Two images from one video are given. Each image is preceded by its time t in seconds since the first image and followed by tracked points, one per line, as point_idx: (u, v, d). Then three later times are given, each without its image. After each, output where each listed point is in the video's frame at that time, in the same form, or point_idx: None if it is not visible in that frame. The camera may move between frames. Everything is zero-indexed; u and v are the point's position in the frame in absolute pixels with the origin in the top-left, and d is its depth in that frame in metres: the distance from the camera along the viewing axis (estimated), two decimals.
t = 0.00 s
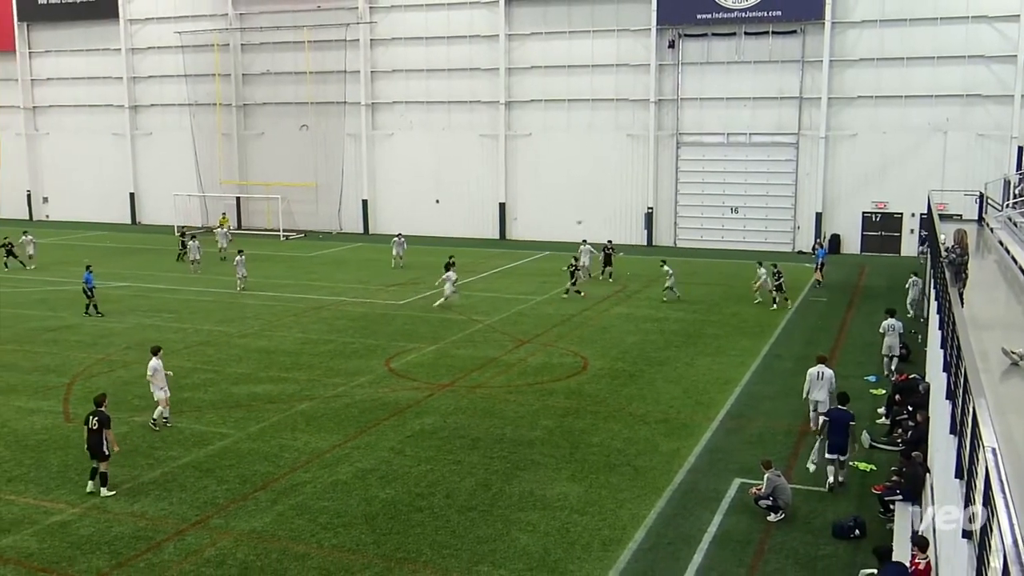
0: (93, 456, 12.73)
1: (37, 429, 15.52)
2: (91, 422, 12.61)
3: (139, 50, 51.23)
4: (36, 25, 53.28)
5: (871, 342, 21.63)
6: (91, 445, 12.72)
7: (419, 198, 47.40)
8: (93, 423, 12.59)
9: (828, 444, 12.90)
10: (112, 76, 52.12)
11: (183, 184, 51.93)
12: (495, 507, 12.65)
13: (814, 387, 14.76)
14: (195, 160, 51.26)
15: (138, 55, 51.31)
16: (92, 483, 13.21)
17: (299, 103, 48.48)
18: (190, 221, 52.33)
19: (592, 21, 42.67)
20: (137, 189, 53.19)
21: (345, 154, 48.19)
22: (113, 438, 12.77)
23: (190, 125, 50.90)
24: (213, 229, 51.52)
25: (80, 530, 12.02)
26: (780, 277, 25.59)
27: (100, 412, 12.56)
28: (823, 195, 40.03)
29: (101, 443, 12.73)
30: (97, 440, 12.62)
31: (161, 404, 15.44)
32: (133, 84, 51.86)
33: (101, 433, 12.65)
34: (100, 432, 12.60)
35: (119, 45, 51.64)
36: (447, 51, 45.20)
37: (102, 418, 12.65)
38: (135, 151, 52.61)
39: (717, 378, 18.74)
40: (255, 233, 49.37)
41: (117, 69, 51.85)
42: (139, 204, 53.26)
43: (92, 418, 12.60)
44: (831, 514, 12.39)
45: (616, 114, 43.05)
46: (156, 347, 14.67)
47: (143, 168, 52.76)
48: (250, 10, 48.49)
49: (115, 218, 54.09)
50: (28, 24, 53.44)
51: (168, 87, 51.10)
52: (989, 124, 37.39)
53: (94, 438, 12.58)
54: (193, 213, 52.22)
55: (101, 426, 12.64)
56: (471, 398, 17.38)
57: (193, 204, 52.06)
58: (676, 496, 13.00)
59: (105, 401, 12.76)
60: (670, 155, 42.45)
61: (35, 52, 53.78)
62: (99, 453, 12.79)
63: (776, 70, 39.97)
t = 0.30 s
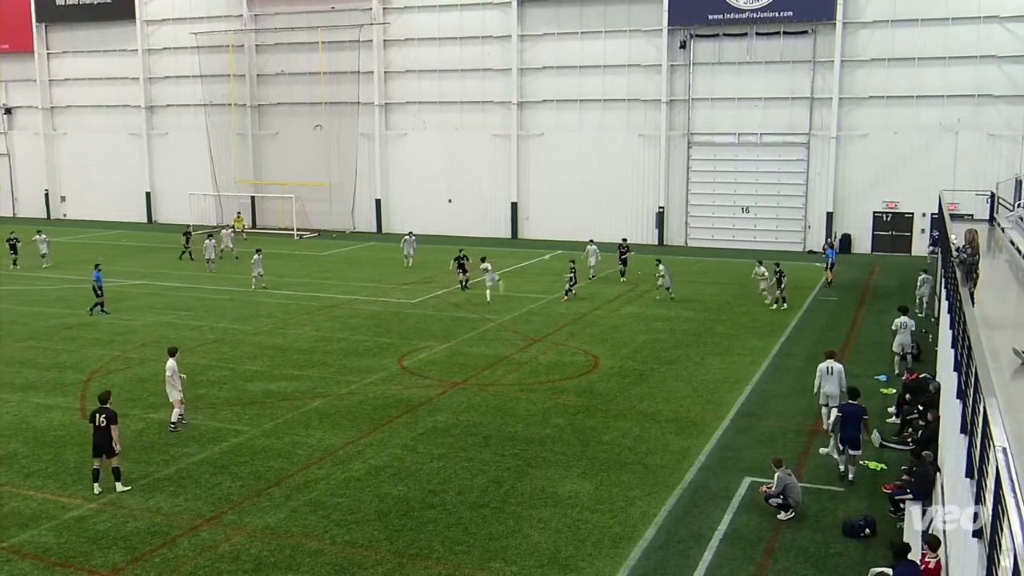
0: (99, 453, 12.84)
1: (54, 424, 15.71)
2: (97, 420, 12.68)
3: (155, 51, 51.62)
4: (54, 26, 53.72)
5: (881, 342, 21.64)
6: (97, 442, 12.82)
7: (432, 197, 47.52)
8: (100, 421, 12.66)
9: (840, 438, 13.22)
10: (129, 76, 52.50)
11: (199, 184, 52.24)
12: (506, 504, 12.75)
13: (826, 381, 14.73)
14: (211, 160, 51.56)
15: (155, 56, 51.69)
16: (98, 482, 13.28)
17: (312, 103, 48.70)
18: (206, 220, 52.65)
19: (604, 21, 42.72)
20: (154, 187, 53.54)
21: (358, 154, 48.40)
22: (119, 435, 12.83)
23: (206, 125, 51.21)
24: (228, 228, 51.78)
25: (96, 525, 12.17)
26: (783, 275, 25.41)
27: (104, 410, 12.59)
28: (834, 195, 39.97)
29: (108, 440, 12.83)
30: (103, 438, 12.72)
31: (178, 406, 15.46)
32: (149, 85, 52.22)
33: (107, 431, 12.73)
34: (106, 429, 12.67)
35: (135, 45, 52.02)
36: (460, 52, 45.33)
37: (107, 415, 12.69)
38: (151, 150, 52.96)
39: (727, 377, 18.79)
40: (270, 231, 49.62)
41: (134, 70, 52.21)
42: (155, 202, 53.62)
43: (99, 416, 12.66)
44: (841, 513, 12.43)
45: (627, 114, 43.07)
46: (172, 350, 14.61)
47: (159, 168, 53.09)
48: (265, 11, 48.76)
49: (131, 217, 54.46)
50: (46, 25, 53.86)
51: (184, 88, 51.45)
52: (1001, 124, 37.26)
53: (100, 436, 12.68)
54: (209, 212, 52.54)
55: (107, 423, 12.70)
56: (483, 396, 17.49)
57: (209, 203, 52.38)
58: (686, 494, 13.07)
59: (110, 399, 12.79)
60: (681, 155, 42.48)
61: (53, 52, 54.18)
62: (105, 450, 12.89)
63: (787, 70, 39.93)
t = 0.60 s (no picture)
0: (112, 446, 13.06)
1: (76, 420, 15.95)
2: (111, 415, 12.82)
3: (175, 52, 52.00)
4: (75, 27, 54.18)
5: (894, 341, 21.64)
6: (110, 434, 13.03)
7: (447, 196, 47.71)
8: (114, 415, 12.82)
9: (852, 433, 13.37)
10: (149, 77, 52.91)
11: (217, 183, 52.59)
12: (520, 500, 12.88)
13: (837, 377, 14.91)
14: (229, 160, 51.92)
15: (174, 57, 52.07)
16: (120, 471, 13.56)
17: (329, 103, 49.00)
18: (225, 219, 53.00)
19: (619, 22, 42.75)
20: (173, 186, 53.94)
21: (375, 154, 48.64)
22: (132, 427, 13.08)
23: (224, 125, 51.55)
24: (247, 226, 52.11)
25: (116, 519, 12.36)
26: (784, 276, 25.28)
27: (118, 405, 12.75)
28: (847, 194, 39.91)
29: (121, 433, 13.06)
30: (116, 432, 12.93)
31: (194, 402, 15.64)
32: (169, 86, 52.60)
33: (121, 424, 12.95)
34: (121, 423, 12.88)
35: (154, 47, 52.37)
36: (475, 53, 45.46)
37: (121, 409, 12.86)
38: (171, 150, 53.36)
39: (740, 375, 18.86)
40: (287, 230, 49.92)
41: (153, 70, 52.61)
42: (174, 201, 54.04)
43: (112, 410, 12.80)
44: (853, 511, 12.49)
45: (641, 114, 43.11)
46: (187, 345, 14.66)
47: (178, 167, 53.49)
48: (283, 12, 49.05)
49: (151, 216, 54.89)
50: (67, 26, 54.23)
51: (204, 89, 51.79)
52: (1015, 124, 37.09)
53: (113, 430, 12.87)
54: (228, 210, 52.89)
55: (121, 417, 12.90)
56: (497, 393, 17.62)
57: (228, 202, 52.73)
58: (699, 491, 13.17)
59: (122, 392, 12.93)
60: (695, 155, 42.48)
61: (74, 54, 54.60)
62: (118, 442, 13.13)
63: (801, 70, 39.86)
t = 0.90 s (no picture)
0: (132, 438, 13.29)
1: (99, 414, 16.21)
2: (131, 406, 13.19)
3: (197, 53, 52.42)
4: (99, 29, 54.72)
5: (908, 340, 21.64)
6: (128, 428, 13.26)
7: (463, 195, 47.91)
8: (134, 407, 13.21)
9: (863, 425, 13.59)
10: (171, 78, 53.38)
11: (237, 182, 52.96)
12: (535, 496, 13.03)
13: (854, 370, 15.17)
14: (250, 159, 52.30)
15: (197, 59, 52.50)
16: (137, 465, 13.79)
17: (348, 104, 49.32)
18: (245, 218, 53.40)
19: (634, 23, 42.77)
20: (194, 185, 54.39)
21: (393, 154, 48.95)
22: (152, 420, 13.42)
23: (245, 125, 51.94)
24: (267, 225, 52.50)
25: (138, 512, 12.59)
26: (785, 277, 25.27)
27: (138, 396, 13.18)
28: (860, 194, 39.86)
29: (140, 426, 13.32)
30: (136, 423, 13.21)
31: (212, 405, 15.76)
32: (191, 87, 53.04)
33: (141, 416, 13.28)
34: (141, 414, 13.23)
35: (177, 48, 52.79)
36: (492, 54, 45.63)
37: (141, 401, 13.27)
38: (192, 150, 53.80)
39: (753, 373, 18.95)
40: (306, 229, 50.28)
41: (175, 71, 53.05)
42: (196, 200, 54.52)
43: (133, 402, 13.20)
44: (866, 509, 12.58)
45: (656, 115, 43.16)
46: (196, 346, 14.92)
47: (199, 166, 53.93)
48: (303, 14, 49.39)
49: (172, 215, 55.40)
50: (92, 29, 54.79)
51: (225, 89, 52.19)
52: None
53: (134, 421, 13.16)
54: (248, 209, 53.30)
55: (141, 410, 13.27)
56: (512, 390, 17.79)
57: (248, 201, 53.13)
58: (712, 488, 13.29)
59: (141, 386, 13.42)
60: (709, 154, 42.51)
61: (99, 55, 55.13)
62: (136, 436, 13.36)
63: (815, 71, 39.82)
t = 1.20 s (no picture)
0: (152, 431, 13.57)
1: (126, 408, 16.55)
2: (152, 400, 13.44)
3: (222, 55, 52.93)
4: (126, 31, 55.36)
5: (923, 339, 21.68)
6: (149, 421, 13.53)
7: (482, 194, 48.16)
8: (154, 401, 13.46)
9: (881, 420, 13.88)
10: (197, 80, 53.97)
11: (260, 181, 53.47)
12: (552, 491, 13.23)
13: (871, 366, 15.46)
14: (273, 159, 52.77)
15: (221, 60, 53.02)
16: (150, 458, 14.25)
17: (369, 104, 49.67)
18: (268, 216, 53.94)
19: (652, 24, 42.80)
20: (219, 184, 54.97)
21: (413, 153, 49.29)
22: (171, 413, 13.68)
23: (268, 125, 52.39)
24: (290, 224, 52.99)
25: (164, 504, 12.87)
26: (789, 275, 25.28)
27: (158, 391, 13.41)
28: (876, 193, 39.76)
29: (160, 419, 13.58)
30: (156, 416, 13.48)
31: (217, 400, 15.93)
32: (216, 87, 53.56)
33: (161, 409, 13.53)
34: (161, 408, 13.48)
35: (202, 50, 53.33)
36: (511, 55, 45.81)
37: (160, 395, 13.52)
38: (217, 150, 54.36)
39: (769, 371, 19.06)
40: (327, 227, 50.69)
41: (200, 72, 53.61)
42: (220, 199, 55.10)
43: (153, 397, 13.44)
44: (880, 506, 12.69)
45: (673, 115, 43.20)
46: (203, 344, 15.17)
47: (223, 166, 54.49)
48: (325, 16, 49.70)
49: (198, 213, 56.02)
50: (119, 30, 55.46)
51: (249, 90, 52.64)
52: None
53: (154, 415, 13.43)
54: (272, 208, 53.82)
55: (161, 404, 13.52)
56: (530, 386, 17.99)
57: (271, 200, 53.65)
58: (728, 484, 13.44)
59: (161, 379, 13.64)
60: (726, 154, 42.51)
61: (126, 57, 55.77)
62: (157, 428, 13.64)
63: (831, 71, 39.74)
